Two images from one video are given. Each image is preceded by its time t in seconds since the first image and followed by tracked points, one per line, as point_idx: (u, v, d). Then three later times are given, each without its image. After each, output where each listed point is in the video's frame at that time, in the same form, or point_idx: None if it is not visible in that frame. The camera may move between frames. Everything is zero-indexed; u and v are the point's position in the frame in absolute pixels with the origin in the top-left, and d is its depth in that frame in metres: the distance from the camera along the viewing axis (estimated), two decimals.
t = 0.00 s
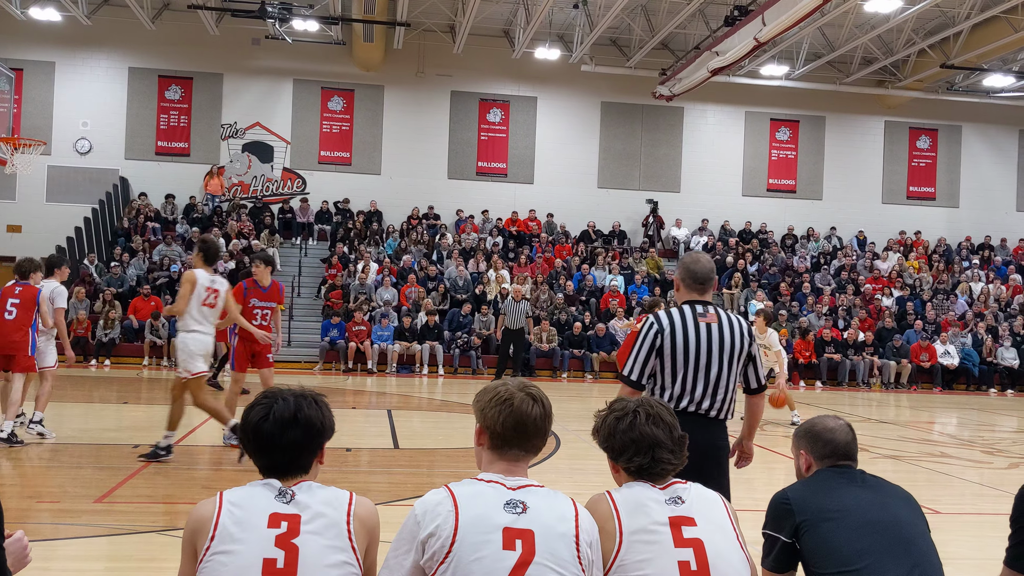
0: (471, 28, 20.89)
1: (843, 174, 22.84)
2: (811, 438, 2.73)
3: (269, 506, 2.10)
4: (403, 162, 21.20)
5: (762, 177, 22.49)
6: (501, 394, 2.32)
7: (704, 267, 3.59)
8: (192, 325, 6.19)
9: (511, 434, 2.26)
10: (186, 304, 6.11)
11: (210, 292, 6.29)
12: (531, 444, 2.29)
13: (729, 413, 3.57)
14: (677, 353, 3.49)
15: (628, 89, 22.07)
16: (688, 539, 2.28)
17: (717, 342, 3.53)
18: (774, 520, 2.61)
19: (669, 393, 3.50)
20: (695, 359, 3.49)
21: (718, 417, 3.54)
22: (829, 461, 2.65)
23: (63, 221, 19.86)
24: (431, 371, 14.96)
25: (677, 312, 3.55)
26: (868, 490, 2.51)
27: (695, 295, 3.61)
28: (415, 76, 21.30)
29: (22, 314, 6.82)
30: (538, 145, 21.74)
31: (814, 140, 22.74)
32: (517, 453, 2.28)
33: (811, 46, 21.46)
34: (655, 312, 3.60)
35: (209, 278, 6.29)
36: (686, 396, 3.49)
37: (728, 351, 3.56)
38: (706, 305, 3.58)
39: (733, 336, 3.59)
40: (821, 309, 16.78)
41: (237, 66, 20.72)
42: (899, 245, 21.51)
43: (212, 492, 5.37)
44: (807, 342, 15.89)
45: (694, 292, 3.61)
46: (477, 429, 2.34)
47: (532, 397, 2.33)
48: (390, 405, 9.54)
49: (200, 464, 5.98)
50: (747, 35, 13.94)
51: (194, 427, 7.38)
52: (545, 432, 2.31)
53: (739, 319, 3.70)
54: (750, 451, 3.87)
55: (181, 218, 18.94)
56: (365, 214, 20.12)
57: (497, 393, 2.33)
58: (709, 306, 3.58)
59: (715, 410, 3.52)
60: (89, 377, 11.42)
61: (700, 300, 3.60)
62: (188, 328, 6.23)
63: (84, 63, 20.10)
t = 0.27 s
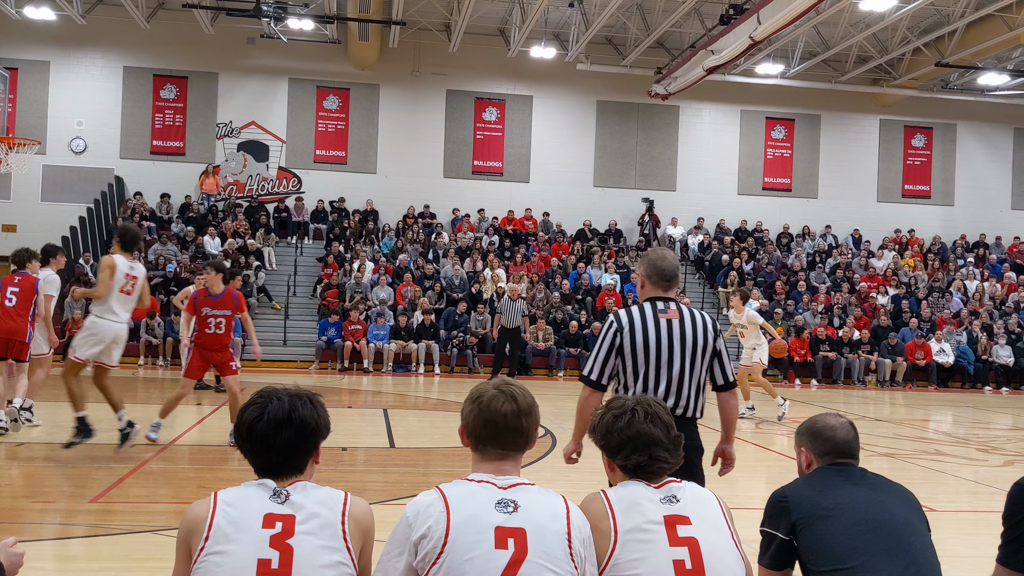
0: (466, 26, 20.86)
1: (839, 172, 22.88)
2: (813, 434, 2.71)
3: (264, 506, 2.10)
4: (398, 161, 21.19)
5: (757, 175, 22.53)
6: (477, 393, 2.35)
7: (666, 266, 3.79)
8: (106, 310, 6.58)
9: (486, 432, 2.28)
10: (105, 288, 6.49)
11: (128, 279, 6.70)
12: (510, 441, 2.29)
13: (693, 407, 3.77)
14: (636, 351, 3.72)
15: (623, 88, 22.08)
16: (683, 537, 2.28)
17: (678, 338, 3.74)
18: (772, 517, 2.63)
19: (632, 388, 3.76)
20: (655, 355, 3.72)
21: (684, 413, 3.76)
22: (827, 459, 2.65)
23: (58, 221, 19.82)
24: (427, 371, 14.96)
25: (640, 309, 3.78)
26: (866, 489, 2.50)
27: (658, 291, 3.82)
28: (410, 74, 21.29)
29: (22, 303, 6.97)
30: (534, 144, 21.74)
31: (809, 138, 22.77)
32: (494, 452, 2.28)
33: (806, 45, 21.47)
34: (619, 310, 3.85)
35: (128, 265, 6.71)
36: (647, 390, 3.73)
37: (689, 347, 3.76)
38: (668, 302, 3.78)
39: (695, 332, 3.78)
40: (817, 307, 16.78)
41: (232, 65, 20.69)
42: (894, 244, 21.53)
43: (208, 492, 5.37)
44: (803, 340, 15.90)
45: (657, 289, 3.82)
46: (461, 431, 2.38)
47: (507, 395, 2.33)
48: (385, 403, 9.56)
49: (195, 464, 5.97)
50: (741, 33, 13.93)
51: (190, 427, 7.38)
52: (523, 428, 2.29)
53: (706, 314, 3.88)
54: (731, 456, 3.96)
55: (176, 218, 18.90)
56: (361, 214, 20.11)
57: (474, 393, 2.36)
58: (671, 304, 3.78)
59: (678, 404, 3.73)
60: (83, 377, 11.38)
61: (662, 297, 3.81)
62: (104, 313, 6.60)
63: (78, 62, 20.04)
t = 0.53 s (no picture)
0: (461, 26, 20.83)
1: (834, 170, 22.91)
2: (822, 435, 2.71)
3: (261, 509, 2.10)
4: (393, 160, 21.17)
5: (753, 174, 22.56)
6: (464, 399, 2.40)
7: (645, 264, 3.89)
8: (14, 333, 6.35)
9: (466, 433, 2.33)
10: None
11: (33, 299, 6.40)
12: (487, 442, 2.30)
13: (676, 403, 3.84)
14: (617, 349, 3.80)
15: (618, 87, 22.09)
16: (678, 538, 2.28)
17: (660, 334, 3.81)
18: (773, 516, 2.64)
19: (616, 388, 3.84)
20: (637, 352, 3.80)
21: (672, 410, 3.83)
22: (831, 458, 2.66)
23: (55, 222, 19.77)
24: (423, 370, 14.94)
25: (621, 308, 3.87)
26: (870, 489, 2.50)
27: (638, 288, 3.91)
28: (406, 74, 21.26)
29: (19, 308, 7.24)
30: (529, 143, 21.74)
31: (805, 137, 22.80)
32: (473, 454, 2.31)
33: (801, 44, 21.49)
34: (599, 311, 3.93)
35: (32, 285, 6.41)
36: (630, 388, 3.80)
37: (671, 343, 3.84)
38: (648, 299, 3.87)
39: (675, 328, 3.86)
40: (813, 306, 16.80)
41: (227, 65, 20.66)
42: (890, 242, 21.57)
43: (206, 493, 5.36)
44: (798, 339, 15.92)
45: (638, 287, 3.91)
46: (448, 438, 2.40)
47: (486, 396, 2.37)
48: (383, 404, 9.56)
49: (193, 465, 5.96)
50: (737, 32, 13.95)
51: (188, 428, 7.37)
52: (508, 430, 2.32)
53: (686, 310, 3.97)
54: (707, 448, 3.96)
55: (171, 218, 18.89)
56: (356, 214, 20.09)
57: (461, 399, 2.41)
58: (651, 301, 3.87)
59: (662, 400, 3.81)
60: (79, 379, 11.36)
61: (643, 295, 3.90)
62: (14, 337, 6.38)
63: (72, 63, 19.99)
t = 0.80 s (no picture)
0: (487, 27, 20.88)
1: (863, 166, 22.71)
2: (868, 433, 2.67)
3: (300, 512, 2.11)
4: (421, 162, 21.25)
5: (781, 170, 22.41)
6: (481, 406, 2.39)
7: (683, 263, 3.82)
8: None
9: (488, 439, 2.32)
10: None
11: None
12: (514, 448, 2.30)
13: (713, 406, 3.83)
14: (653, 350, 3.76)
15: (644, 85, 22.08)
16: (717, 539, 2.26)
17: (697, 336, 3.77)
18: (818, 515, 2.63)
19: (650, 388, 3.83)
20: (674, 352, 3.76)
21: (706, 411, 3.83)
22: (876, 456, 2.63)
23: (86, 229, 20.05)
24: (453, 371, 14.97)
25: (657, 307, 3.82)
26: (912, 486, 2.47)
27: (674, 288, 3.86)
28: (433, 77, 21.37)
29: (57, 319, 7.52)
30: (556, 143, 21.74)
31: (833, 132, 22.64)
32: (500, 460, 2.30)
33: (829, 39, 21.34)
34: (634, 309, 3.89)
35: None
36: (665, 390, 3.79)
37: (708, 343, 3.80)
38: (685, 299, 3.83)
39: (712, 328, 3.82)
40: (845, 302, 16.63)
41: (256, 70, 20.88)
42: (921, 237, 21.32)
43: (241, 495, 5.40)
44: (830, 336, 15.81)
45: (676, 286, 3.86)
46: (471, 445, 2.40)
47: (509, 402, 2.37)
48: (413, 405, 9.59)
49: (228, 468, 6.00)
50: (762, 27, 13.99)
51: (221, 430, 7.42)
52: (527, 433, 2.31)
53: (723, 309, 3.92)
54: (745, 445, 3.94)
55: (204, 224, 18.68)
56: (382, 216, 20.13)
57: (480, 406, 2.40)
58: (688, 301, 3.82)
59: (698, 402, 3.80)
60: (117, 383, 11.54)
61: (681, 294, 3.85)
62: None
63: (103, 71, 20.29)
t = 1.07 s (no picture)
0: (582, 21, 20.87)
1: (974, 151, 21.81)
2: (994, 428, 2.47)
3: (417, 505, 2.15)
4: (517, 158, 21.43)
5: (887, 158, 21.73)
6: (573, 408, 2.42)
7: (809, 255, 3.54)
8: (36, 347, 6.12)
9: (581, 441, 2.34)
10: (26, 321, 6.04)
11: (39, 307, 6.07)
12: (610, 448, 2.31)
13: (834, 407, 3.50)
14: (771, 343, 3.50)
15: (743, 74, 21.71)
16: (835, 538, 2.17)
17: (819, 331, 3.47)
18: (941, 513, 2.48)
19: (766, 383, 3.55)
20: (794, 347, 3.48)
21: (825, 411, 3.50)
22: (1005, 454, 2.41)
23: (193, 230, 21.02)
24: (553, 366, 15.08)
25: (778, 299, 3.56)
26: None
27: (798, 281, 3.57)
28: (528, 73, 21.51)
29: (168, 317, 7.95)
30: (652, 136, 21.60)
31: (942, 117, 21.84)
32: (596, 460, 2.32)
33: (938, 20, 20.56)
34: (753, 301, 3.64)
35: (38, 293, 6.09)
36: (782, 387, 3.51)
37: (833, 340, 3.49)
38: (809, 292, 3.53)
39: (838, 325, 3.50)
40: (958, 294, 16.00)
41: (356, 72, 21.40)
42: None
43: (348, 488, 5.54)
44: (942, 329, 15.39)
45: (801, 278, 3.57)
46: (563, 445, 2.43)
47: (602, 403, 2.39)
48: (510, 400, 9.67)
49: (333, 461, 6.17)
50: (867, 13, 13.77)
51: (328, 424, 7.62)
52: (622, 432, 2.32)
53: (851, 306, 3.59)
54: (874, 457, 3.67)
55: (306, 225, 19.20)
56: (481, 212, 20.36)
57: (571, 408, 2.43)
58: (812, 294, 3.53)
59: (818, 402, 3.49)
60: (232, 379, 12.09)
61: (805, 287, 3.56)
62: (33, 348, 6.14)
63: (211, 77, 21.15)
